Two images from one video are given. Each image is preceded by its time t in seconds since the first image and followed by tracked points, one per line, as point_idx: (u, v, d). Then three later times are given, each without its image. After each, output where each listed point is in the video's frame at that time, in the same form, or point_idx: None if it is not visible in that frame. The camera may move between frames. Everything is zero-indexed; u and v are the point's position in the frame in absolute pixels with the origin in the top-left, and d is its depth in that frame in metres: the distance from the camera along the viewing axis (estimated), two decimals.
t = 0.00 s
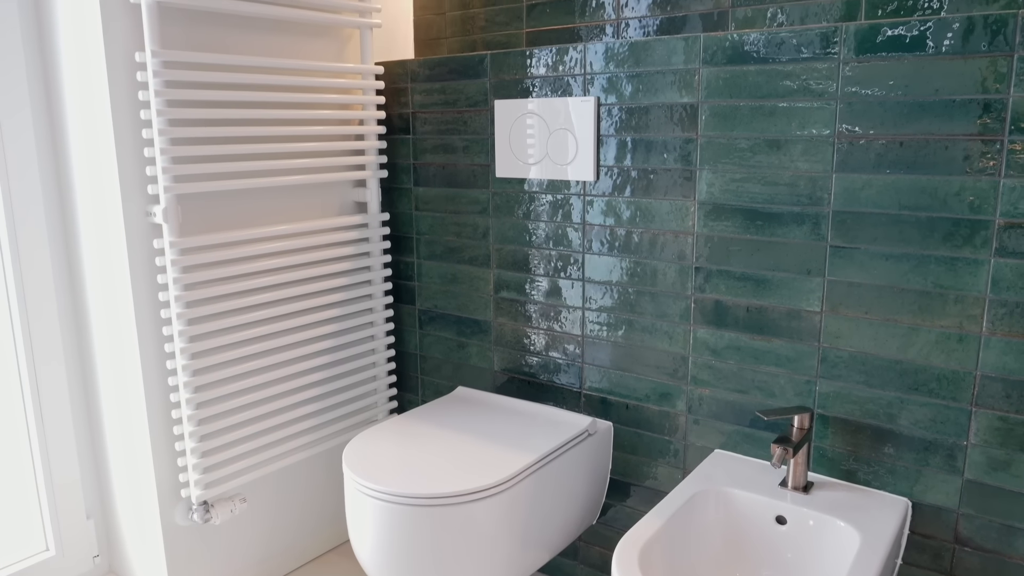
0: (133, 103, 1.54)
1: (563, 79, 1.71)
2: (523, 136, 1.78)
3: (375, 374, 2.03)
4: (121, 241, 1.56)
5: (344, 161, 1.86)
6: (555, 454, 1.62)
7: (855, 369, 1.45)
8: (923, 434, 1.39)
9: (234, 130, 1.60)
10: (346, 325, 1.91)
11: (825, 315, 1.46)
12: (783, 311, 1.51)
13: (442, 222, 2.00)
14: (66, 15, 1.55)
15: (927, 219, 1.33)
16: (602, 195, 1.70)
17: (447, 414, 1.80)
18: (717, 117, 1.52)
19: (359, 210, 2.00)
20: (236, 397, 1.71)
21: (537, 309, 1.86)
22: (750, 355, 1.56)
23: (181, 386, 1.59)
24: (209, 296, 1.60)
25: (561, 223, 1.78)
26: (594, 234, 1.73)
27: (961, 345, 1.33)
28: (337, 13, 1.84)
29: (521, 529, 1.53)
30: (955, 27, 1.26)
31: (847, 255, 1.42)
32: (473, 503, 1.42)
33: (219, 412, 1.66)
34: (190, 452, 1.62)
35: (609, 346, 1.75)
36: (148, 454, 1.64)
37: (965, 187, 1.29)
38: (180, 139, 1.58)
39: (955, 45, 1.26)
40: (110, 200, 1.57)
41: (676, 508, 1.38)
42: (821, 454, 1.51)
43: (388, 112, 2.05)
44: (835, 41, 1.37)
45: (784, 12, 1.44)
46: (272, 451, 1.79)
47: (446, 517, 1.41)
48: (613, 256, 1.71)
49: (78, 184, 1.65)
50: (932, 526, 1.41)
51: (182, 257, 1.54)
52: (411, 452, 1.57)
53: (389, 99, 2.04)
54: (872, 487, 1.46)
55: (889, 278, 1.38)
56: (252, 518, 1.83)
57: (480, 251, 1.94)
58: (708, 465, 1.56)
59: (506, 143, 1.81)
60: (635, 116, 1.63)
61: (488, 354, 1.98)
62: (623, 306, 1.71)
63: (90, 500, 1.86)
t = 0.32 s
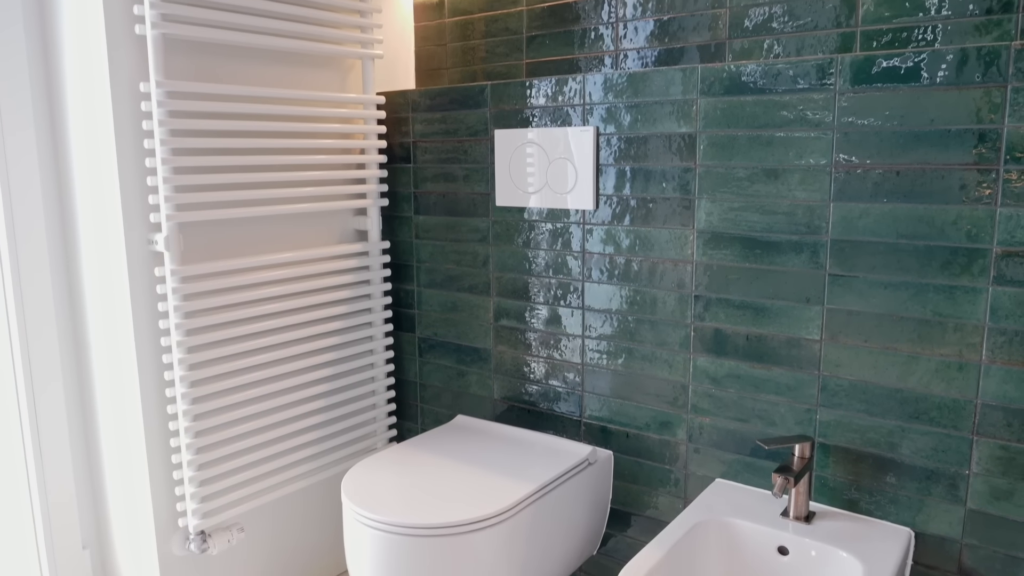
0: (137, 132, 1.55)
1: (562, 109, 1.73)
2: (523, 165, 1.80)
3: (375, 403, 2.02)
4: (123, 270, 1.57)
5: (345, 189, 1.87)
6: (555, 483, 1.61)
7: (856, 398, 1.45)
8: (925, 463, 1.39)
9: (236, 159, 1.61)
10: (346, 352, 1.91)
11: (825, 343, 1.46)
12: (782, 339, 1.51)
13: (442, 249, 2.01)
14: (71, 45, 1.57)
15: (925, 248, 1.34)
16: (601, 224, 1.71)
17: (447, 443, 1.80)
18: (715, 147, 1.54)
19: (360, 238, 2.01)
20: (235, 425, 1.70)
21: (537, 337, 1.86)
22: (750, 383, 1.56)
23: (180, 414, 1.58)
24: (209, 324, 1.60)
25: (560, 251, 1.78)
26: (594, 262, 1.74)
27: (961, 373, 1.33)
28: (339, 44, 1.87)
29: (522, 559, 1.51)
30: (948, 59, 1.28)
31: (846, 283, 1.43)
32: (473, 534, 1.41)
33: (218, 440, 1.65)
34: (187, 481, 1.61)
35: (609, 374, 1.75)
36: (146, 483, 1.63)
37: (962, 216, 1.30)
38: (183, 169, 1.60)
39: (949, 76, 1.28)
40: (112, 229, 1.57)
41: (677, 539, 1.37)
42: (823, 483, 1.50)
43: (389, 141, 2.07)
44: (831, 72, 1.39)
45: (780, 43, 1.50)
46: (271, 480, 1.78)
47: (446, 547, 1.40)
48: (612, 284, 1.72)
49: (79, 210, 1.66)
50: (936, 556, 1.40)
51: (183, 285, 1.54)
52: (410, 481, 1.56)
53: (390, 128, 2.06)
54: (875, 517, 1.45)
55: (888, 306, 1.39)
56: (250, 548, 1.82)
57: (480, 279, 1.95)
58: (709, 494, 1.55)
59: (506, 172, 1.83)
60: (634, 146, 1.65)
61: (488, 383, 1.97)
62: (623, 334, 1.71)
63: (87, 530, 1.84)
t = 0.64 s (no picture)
0: (140, 162, 1.56)
1: (562, 139, 1.75)
2: (523, 194, 1.81)
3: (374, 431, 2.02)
4: (124, 299, 1.57)
5: (346, 217, 1.88)
6: (556, 513, 1.60)
7: (857, 427, 1.44)
8: (928, 493, 1.38)
9: (239, 187, 1.63)
10: (347, 380, 1.91)
11: (825, 372, 1.46)
12: (783, 367, 1.51)
13: (443, 278, 2.01)
14: (77, 77, 1.58)
15: (924, 276, 1.35)
16: (601, 252, 1.72)
17: (447, 472, 1.79)
18: (713, 177, 1.55)
19: (361, 266, 2.02)
20: (234, 454, 1.69)
21: (537, 365, 1.86)
22: (750, 412, 1.56)
23: (179, 443, 1.57)
24: (210, 351, 1.60)
25: (560, 279, 1.79)
26: (594, 291, 1.74)
27: (961, 401, 1.33)
28: (342, 75, 1.89)
29: None
30: (943, 90, 1.30)
31: (845, 311, 1.43)
32: (473, 565, 1.40)
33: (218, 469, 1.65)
34: (185, 510, 1.59)
35: (609, 403, 1.75)
36: (144, 513, 1.62)
37: (960, 245, 1.31)
38: (186, 198, 1.61)
39: (945, 107, 1.30)
40: (114, 259, 1.58)
41: (679, 570, 1.36)
42: (825, 513, 1.49)
43: (390, 170, 2.09)
44: (827, 102, 1.41)
45: (778, 74, 1.56)
46: (269, 510, 1.77)
47: None
48: (612, 313, 1.72)
49: (82, 238, 1.66)
50: None
51: (183, 312, 1.55)
52: (410, 511, 1.55)
53: (392, 158, 2.08)
54: (878, 547, 1.44)
55: (888, 334, 1.39)
56: None
57: (480, 307, 1.95)
58: (711, 524, 1.54)
59: (506, 201, 1.84)
60: (633, 175, 1.66)
61: (488, 411, 1.97)
62: (623, 363, 1.71)
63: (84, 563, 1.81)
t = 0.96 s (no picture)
0: (144, 187, 1.57)
1: (562, 164, 1.76)
2: (523, 219, 1.82)
3: (374, 456, 2.01)
4: (125, 323, 1.56)
5: (347, 241, 1.89)
6: (557, 539, 1.59)
7: (858, 452, 1.44)
8: (930, 519, 1.37)
9: (241, 212, 1.63)
10: (347, 405, 1.91)
11: (826, 397, 1.46)
12: (783, 393, 1.51)
13: (443, 302, 2.02)
14: (81, 104, 1.60)
15: (924, 301, 1.35)
16: (601, 277, 1.73)
17: (447, 497, 1.78)
18: (713, 203, 1.56)
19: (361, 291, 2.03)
20: (232, 479, 1.68)
21: (537, 390, 1.86)
22: (751, 437, 1.55)
23: (177, 468, 1.56)
24: (210, 375, 1.60)
25: (560, 304, 1.79)
26: (594, 315, 1.74)
27: (963, 427, 1.33)
28: (344, 101, 1.91)
29: None
30: (940, 116, 1.31)
31: (845, 336, 1.43)
32: None
33: (217, 494, 1.64)
34: (183, 536, 1.58)
35: (610, 428, 1.74)
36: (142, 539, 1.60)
37: (958, 270, 1.31)
38: (188, 224, 1.61)
39: (941, 133, 1.31)
40: (116, 284, 1.58)
41: None
42: (828, 539, 1.48)
43: (391, 195, 2.10)
44: (825, 128, 1.42)
45: (775, 101, 1.58)
46: (268, 536, 1.75)
47: None
48: (613, 337, 1.72)
49: (85, 263, 1.65)
50: None
51: (184, 337, 1.54)
52: (410, 537, 1.54)
53: (393, 182, 2.09)
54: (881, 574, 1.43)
55: (888, 359, 1.39)
56: None
57: (480, 331, 1.95)
58: (713, 551, 1.53)
59: (506, 226, 1.85)
60: (633, 201, 1.67)
61: (488, 436, 1.96)
62: (623, 388, 1.71)
63: None
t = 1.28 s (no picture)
0: (146, 212, 1.56)
1: (562, 190, 1.77)
2: (523, 244, 1.83)
3: (374, 482, 2.00)
4: (127, 348, 1.55)
5: (348, 266, 1.90)
6: (558, 566, 1.57)
7: (860, 478, 1.43)
8: (934, 546, 1.36)
9: (243, 237, 1.64)
10: (346, 430, 1.90)
11: (827, 423, 1.46)
12: (784, 418, 1.50)
13: (443, 327, 2.02)
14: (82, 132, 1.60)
15: (924, 326, 1.35)
16: (601, 302, 1.73)
17: (447, 524, 1.77)
18: (713, 228, 1.56)
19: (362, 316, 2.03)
20: (232, 505, 1.67)
21: (537, 416, 1.85)
22: (753, 463, 1.55)
23: (176, 494, 1.55)
24: (210, 401, 1.60)
25: (561, 329, 1.79)
26: (594, 340, 1.75)
27: (965, 453, 1.33)
28: (346, 128, 1.92)
29: None
30: (937, 142, 1.33)
31: (846, 361, 1.43)
32: None
33: (217, 520, 1.63)
34: (181, 563, 1.56)
35: (611, 454, 1.74)
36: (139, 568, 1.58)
37: (958, 295, 1.31)
38: (190, 249, 1.62)
39: (939, 159, 1.33)
40: (117, 309, 1.56)
41: None
42: (831, 567, 1.47)
43: (393, 221, 2.11)
44: (823, 155, 1.43)
45: (774, 127, 1.59)
46: (266, 563, 1.74)
47: None
48: (613, 363, 1.72)
49: (85, 286, 1.62)
50: None
51: (185, 361, 1.54)
52: (409, 564, 1.53)
53: (394, 208, 2.10)
54: None
55: (889, 384, 1.39)
56: None
57: (481, 356, 1.95)
58: None
59: (507, 251, 1.86)
60: (633, 226, 1.68)
61: (488, 462, 1.95)
62: (624, 413, 1.71)
63: None
